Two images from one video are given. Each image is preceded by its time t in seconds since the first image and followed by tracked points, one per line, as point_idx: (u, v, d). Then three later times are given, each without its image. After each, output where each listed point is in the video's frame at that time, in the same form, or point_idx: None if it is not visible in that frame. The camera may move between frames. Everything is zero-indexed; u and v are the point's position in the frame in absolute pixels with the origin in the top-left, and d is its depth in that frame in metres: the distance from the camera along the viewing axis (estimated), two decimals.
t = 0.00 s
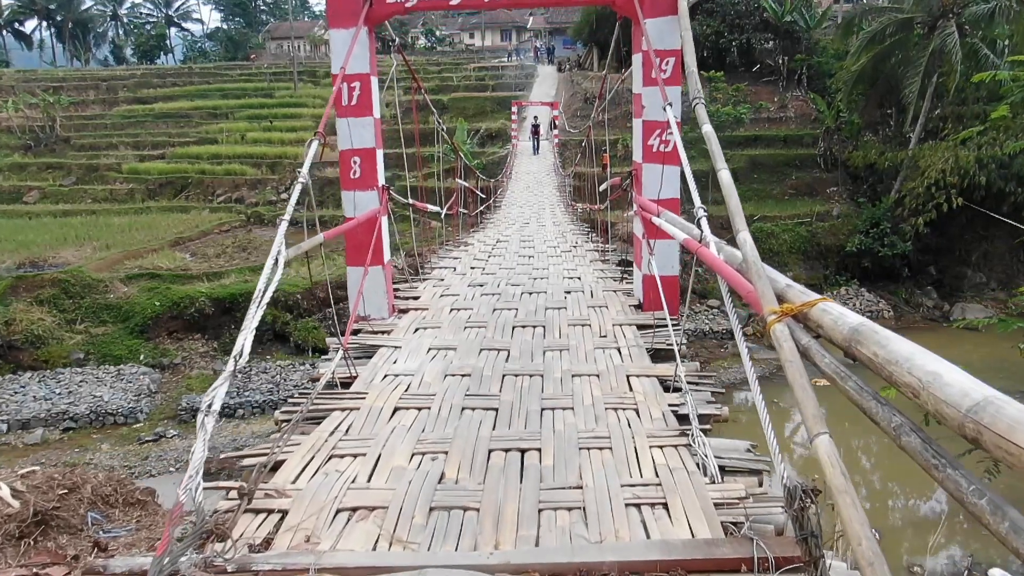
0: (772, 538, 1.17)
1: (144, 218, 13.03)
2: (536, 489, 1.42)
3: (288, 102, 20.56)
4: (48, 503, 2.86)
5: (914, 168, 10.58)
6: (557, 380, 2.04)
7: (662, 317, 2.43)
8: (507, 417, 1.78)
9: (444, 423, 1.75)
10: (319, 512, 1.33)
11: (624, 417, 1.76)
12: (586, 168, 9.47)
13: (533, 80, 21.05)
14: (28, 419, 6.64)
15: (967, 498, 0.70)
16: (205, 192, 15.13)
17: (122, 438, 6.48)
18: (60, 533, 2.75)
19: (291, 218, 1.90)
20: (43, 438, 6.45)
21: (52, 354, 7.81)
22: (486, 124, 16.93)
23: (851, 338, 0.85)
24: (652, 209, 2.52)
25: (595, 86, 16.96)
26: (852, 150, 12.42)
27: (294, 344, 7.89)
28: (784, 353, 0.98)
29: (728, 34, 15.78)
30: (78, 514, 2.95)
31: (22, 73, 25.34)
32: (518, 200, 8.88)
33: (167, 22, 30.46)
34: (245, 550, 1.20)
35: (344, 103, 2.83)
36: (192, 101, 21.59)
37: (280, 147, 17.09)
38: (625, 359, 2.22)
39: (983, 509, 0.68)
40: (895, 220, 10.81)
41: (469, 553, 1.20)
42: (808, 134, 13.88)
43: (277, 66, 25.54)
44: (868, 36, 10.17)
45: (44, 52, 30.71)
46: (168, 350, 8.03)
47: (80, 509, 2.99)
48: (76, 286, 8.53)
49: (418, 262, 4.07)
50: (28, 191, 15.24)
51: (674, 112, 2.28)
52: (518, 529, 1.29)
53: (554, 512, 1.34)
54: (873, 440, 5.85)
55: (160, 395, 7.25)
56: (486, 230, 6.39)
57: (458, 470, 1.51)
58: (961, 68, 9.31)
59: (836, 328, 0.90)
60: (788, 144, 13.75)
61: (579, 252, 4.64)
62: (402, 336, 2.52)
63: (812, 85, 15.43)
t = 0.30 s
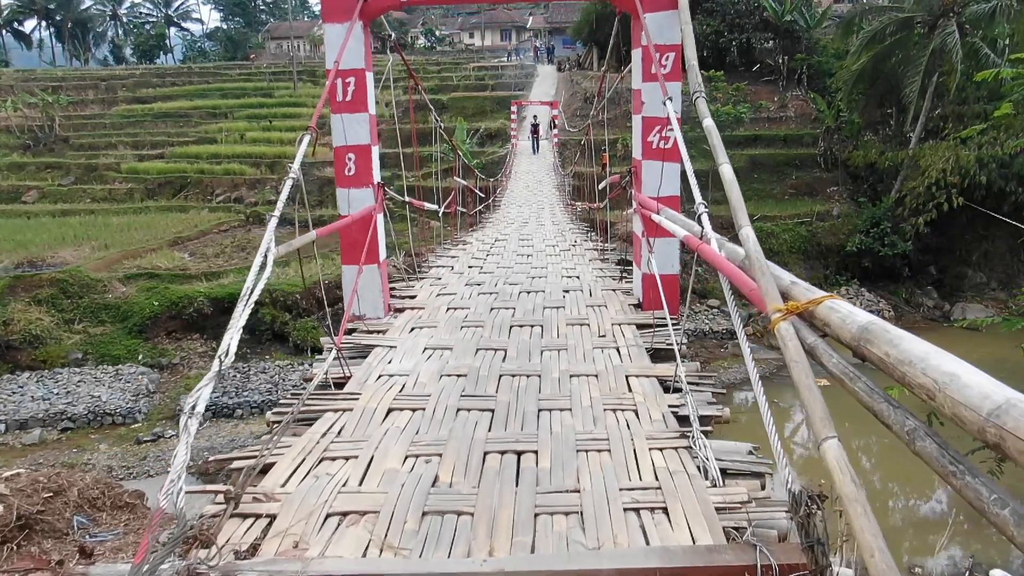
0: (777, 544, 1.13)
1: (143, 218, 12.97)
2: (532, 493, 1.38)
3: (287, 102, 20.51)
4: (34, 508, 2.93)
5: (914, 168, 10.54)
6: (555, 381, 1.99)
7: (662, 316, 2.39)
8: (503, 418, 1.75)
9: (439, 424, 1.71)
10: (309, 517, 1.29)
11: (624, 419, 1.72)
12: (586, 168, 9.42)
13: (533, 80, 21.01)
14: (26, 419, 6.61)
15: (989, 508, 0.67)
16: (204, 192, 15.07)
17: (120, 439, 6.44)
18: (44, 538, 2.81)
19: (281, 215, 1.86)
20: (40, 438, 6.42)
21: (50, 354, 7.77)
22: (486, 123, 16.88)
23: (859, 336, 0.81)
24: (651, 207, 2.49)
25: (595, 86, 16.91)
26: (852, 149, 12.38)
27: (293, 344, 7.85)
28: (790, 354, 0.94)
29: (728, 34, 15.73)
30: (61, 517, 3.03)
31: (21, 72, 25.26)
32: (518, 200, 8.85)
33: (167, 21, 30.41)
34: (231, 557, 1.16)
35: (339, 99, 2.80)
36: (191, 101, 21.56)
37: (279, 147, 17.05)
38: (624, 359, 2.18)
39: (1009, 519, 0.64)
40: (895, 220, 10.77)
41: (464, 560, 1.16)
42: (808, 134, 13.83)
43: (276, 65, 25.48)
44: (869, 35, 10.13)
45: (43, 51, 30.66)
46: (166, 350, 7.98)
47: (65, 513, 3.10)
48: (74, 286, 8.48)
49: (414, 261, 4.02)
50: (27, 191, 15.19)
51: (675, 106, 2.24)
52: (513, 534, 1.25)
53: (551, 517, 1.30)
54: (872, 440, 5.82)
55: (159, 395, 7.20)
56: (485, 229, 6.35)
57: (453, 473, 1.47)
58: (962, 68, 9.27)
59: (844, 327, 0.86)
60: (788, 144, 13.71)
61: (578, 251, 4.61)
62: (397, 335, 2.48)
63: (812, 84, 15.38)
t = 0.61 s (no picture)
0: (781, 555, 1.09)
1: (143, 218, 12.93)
2: (529, 498, 1.34)
3: (287, 102, 20.47)
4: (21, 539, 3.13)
5: (915, 167, 10.50)
6: (554, 383, 1.95)
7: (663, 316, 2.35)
8: (500, 421, 1.71)
9: (434, 427, 1.67)
10: (298, 523, 1.25)
11: (623, 421, 1.68)
12: (585, 167, 9.39)
13: (533, 80, 20.97)
14: (24, 419, 6.58)
15: (1012, 522, 0.63)
16: (204, 191, 15.02)
17: (119, 439, 6.40)
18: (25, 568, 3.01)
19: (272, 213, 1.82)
20: (39, 438, 6.39)
21: (48, 354, 7.74)
22: (485, 123, 16.83)
23: (871, 338, 0.78)
24: (652, 205, 2.45)
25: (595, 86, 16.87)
26: (852, 149, 12.34)
27: (293, 344, 7.82)
28: (797, 356, 0.91)
29: (728, 34, 15.68)
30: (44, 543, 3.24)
31: (21, 72, 25.21)
32: (517, 199, 8.82)
33: (167, 21, 30.38)
34: (216, 566, 1.13)
35: (334, 96, 2.76)
36: (191, 101, 21.52)
37: (279, 146, 17.01)
38: (624, 360, 2.14)
39: None
40: (895, 219, 10.73)
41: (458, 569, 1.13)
42: (808, 134, 13.79)
43: (276, 65, 25.44)
44: (869, 34, 10.09)
45: (43, 51, 30.61)
46: (166, 350, 7.94)
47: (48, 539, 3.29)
48: (73, 286, 8.44)
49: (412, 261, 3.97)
50: (26, 191, 15.15)
51: (676, 102, 2.19)
52: (509, 542, 1.21)
53: (548, 523, 1.27)
54: (873, 440, 5.79)
55: (158, 396, 7.15)
56: (484, 228, 6.31)
57: (448, 477, 1.43)
58: (962, 67, 9.24)
59: (853, 328, 0.83)
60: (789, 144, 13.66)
61: (578, 251, 4.58)
62: (393, 336, 2.44)
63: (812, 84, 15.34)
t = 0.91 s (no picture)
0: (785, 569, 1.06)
1: (143, 217, 12.90)
2: (526, 507, 1.31)
3: (287, 101, 20.44)
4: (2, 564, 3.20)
5: (916, 168, 10.45)
6: (552, 386, 1.91)
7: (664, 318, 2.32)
8: (497, 425, 1.67)
9: (429, 432, 1.64)
10: (287, 533, 1.22)
11: (623, 426, 1.65)
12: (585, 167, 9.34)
13: (533, 79, 20.94)
14: (22, 420, 6.54)
15: None
16: (204, 191, 14.98)
17: (117, 439, 6.36)
18: None
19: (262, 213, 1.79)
20: (37, 438, 6.35)
21: (47, 354, 7.71)
22: (485, 123, 16.79)
23: (884, 344, 0.77)
24: (653, 204, 2.42)
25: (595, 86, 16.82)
26: (853, 149, 12.29)
27: (292, 344, 7.79)
28: (805, 362, 0.89)
29: (729, 34, 15.64)
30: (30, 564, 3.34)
31: (21, 72, 25.18)
32: (517, 199, 8.78)
33: (167, 21, 30.35)
34: None
35: (330, 94, 2.73)
36: (191, 100, 21.50)
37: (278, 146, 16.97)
38: (624, 363, 2.10)
39: None
40: (896, 220, 10.69)
41: None
42: (809, 134, 13.75)
43: (276, 65, 25.40)
44: (870, 34, 10.04)
45: (43, 51, 30.60)
46: (165, 350, 7.90)
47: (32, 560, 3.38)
48: (72, 286, 8.40)
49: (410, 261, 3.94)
50: (26, 191, 15.13)
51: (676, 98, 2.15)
52: (505, 553, 1.18)
53: (546, 533, 1.23)
54: (873, 441, 5.75)
55: (157, 396, 7.10)
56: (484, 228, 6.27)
57: (443, 484, 1.39)
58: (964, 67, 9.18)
59: (865, 334, 0.82)
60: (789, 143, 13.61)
61: (578, 251, 4.54)
62: (389, 337, 2.40)
63: (813, 84, 15.28)
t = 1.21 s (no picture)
0: None
1: (143, 217, 12.86)
2: (524, 514, 1.27)
3: (287, 101, 20.40)
4: None
5: (917, 168, 10.40)
6: (553, 390, 1.88)
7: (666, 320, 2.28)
8: (496, 430, 1.63)
9: (426, 436, 1.60)
10: (278, 543, 1.18)
11: (624, 430, 1.61)
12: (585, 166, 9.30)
13: (533, 79, 20.90)
14: (21, 420, 6.50)
15: None
16: (204, 191, 14.94)
17: (117, 440, 6.33)
18: None
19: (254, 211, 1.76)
20: (36, 439, 6.31)
21: (47, 354, 7.68)
22: (486, 123, 16.75)
23: (901, 350, 0.78)
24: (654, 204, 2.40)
25: (595, 85, 16.78)
26: (854, 149, 12.24)
27: (292, 344, 7.75)
28: (818, 371, 0.88)
29: (729, 33, 15.60)
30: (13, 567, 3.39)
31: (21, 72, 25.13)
32: (518, 199, 8.75)
33: (167, 21, 30.31)
34: None
35: (326, 92, 2.70)
36: (191, 100, 21.47)
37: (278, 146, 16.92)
38: (625, 365, 2.06)
39: None
40: (897, 220, 10.65)
41: None
42: (809, 134, 13.70)
43: (276, 65, 25.36)
44: (872, 33, 9.99)
45: (43, 51, 30.57)
46: (165, 351, 7.86)
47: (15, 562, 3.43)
48: (71, 286, 8.36)
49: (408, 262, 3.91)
50: (25, 191, 15.09)
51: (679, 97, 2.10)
52: (503, 561, 1.14)
53: (545, 542, 1.19)
54: (874, 442, 5.72)
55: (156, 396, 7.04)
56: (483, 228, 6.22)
57: (439, 491, 1.36)
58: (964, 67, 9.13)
59: (881, 341, 0.82)
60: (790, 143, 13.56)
61: (578, 251, 4.50)
62: (386, 339, 2.37)
63: (813, 83, 15.22)
